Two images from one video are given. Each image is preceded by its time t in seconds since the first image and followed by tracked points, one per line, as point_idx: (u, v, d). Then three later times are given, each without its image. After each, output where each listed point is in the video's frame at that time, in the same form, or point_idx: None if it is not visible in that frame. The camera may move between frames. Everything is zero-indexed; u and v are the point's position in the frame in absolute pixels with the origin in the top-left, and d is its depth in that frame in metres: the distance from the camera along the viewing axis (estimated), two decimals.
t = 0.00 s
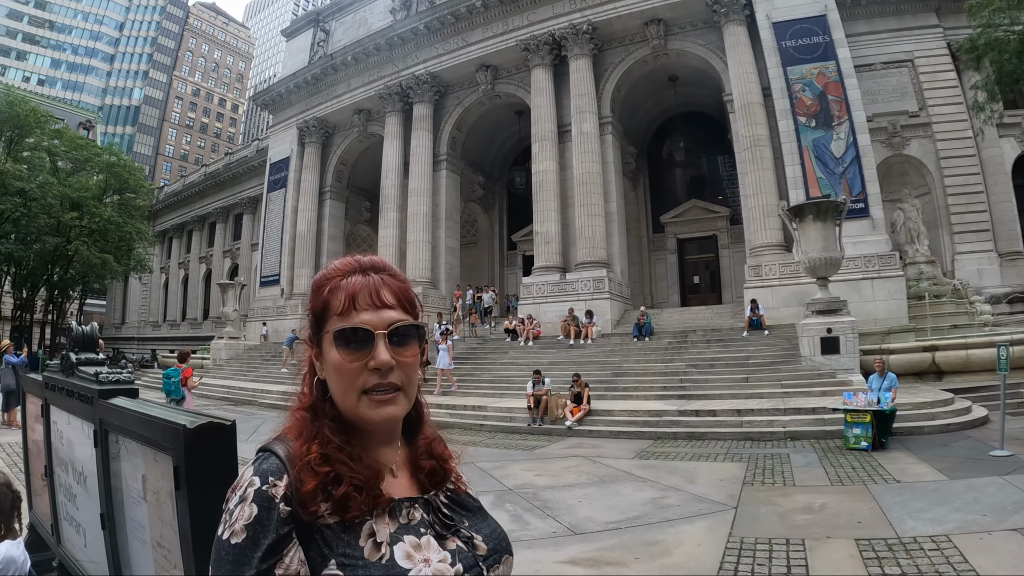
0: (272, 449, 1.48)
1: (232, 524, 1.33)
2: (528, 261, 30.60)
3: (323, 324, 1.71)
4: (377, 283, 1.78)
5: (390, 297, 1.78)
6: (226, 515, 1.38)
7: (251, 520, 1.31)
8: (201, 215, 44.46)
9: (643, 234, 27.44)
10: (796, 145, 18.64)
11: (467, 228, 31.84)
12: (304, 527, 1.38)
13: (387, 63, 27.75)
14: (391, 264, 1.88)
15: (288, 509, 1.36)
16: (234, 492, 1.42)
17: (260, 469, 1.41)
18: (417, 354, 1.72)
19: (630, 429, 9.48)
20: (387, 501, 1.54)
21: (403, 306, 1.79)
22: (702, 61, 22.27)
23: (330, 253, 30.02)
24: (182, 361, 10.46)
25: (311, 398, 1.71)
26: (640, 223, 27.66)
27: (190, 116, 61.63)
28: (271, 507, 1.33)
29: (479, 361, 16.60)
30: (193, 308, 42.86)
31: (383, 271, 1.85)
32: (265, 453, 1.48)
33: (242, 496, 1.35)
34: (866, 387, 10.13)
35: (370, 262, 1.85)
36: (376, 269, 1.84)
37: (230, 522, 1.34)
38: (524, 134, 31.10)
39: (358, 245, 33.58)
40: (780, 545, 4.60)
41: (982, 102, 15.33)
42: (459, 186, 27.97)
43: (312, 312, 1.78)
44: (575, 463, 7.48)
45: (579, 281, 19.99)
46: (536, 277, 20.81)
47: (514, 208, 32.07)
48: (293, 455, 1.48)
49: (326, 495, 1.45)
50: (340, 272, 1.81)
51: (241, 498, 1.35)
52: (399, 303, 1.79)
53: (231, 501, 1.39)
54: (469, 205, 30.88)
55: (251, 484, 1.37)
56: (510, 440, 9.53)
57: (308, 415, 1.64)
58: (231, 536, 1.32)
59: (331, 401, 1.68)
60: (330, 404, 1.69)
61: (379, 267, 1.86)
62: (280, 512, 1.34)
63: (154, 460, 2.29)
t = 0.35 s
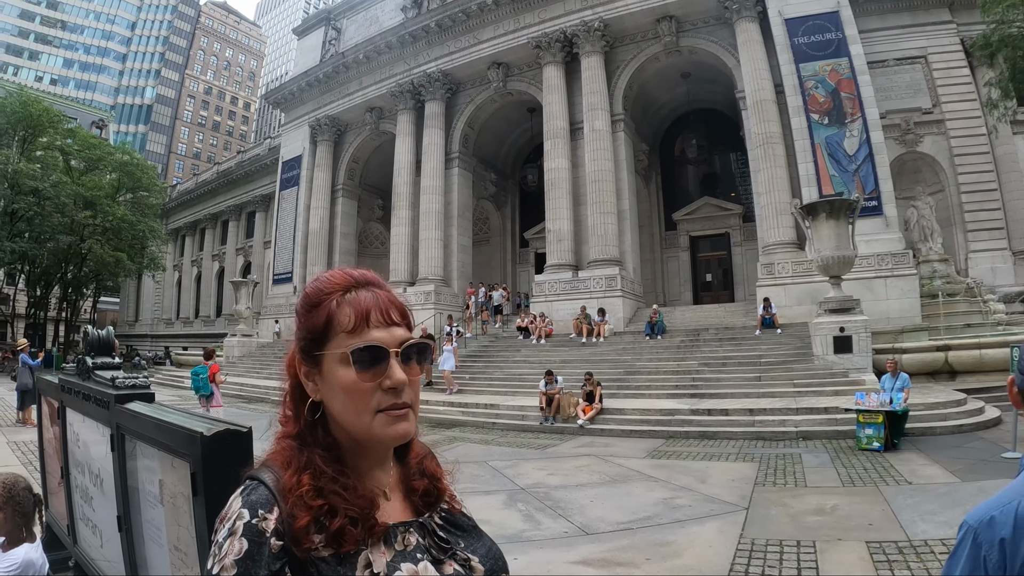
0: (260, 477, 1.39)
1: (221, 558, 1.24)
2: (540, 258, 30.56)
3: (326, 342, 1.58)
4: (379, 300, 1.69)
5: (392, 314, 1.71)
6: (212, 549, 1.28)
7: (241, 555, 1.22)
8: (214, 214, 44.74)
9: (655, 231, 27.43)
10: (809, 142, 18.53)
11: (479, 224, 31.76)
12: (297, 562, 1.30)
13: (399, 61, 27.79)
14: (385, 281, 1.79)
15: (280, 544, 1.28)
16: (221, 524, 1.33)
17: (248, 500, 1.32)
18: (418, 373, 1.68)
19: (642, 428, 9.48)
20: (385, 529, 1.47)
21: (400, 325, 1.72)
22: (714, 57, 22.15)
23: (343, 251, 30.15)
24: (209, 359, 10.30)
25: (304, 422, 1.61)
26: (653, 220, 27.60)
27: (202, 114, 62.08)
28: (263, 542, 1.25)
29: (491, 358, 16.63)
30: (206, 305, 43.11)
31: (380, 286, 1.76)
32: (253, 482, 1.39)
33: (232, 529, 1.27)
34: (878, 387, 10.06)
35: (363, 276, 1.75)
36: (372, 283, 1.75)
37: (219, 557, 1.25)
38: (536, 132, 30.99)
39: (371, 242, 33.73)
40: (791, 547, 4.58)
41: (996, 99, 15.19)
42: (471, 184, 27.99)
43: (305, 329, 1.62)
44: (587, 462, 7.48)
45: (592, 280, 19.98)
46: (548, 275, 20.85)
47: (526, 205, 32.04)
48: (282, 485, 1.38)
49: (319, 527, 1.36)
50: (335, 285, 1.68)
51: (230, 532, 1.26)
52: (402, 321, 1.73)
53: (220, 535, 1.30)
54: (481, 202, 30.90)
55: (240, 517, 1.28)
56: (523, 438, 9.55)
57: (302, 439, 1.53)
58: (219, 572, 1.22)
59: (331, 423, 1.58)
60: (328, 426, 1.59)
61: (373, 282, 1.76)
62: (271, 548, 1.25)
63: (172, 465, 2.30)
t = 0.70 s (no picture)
0: (248, 488, 1.35)
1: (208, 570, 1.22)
2: (552, 255, 30.50)
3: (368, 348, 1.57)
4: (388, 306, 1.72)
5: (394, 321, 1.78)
6: (199, 560, 1.26)
7: (227, 568, 1.19)
8: (226, 211, 44.96)
9: (667, 227, 27.38)
10: (821, 139, 18.44)
11: (492, 221, 32.01)
12: None
13: (410, 58, 27.76)
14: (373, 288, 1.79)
15: (268, 555, 1.24)
16: (207, 533, 1.30)
17: (233, 512, 1.28)
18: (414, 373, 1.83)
19: (652, 426, 9.47)
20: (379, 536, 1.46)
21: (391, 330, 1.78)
22: (726, 54, 22.04)
23: (355, 247, 30.26)
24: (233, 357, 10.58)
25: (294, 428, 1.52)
26: (665, 216, 27.53)
27: (214, 112, 62.47)
28: (249, 555, 1.21)
29: (502, 355, 16.65)
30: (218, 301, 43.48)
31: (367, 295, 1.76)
32: (238, 493, 1.35)
33: (217, 540, 1.24)
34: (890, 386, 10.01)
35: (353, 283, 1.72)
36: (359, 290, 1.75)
37: (205, 569, 1.23)
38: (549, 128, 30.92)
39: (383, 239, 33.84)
40: (799, 548, 4.55)
41: (1010, 95, 15.02)
42: (483, 181, 27.99)
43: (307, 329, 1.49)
44: (597, 460, 7.48)
45: (604, 277, 19.97)
46: (559, 272, 20.87)
47: (538, 202, 32.00)
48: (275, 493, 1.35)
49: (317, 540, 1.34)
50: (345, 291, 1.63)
51: (216, 543, 1.24)
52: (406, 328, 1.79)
53: (205, 548, 1.27)
54: (493, 199, 30.90)
55: (224, 528, 1.25)
56: (534, 436, 9.56)
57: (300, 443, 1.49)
58: None
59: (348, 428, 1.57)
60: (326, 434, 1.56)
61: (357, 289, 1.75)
62: (258, 561, 1.22)
63: (179, 465, 2.33)
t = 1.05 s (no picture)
0: (253, 497, 1.37)
1: None
2: (562, 251, 30.47)
3: (300, 361, 1.60)
4: (354, 316, 1.68)
5: (369, 329, 1.69)
6: (209, 568, 1.29)
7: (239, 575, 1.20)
8: (237, 207, 45.17)
9: (679, 223, 27.30)
10: (833, 135, 18.35)
11: (502, 217, 32.00)
12: None
13: (420, 53, 27.73)
14: (364, 297, 1.77)
15: (279, 565, 1.25)
16: (215, 544, 1.33)
17: (242, 521, 1.30)
18: (397, 388, 1.65)
19: (663, 424, 9.46)
20: (377, 545, 1.45)
21: (380, 339, 1.71)
22: (737, 48, 21.91)
23: (366, 243, 30.37)
24: (258, 352, 10.24)
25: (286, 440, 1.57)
26: (676, 212, 27.44)
27: (223, 109, 62.70)
28: (261, 563, 1.22)
29: (512, 351, 16.66)
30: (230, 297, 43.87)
31: (358, 304, 1.74)
32: (245, 501, 1.37)
33: (227, 551, 1.25)
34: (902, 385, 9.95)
35: (343, 293, 1.73)
36: (355, 301, 1.75)
37: None
38: (558, 123, 30.90)
39: (394, 235, 33.93)
40: (808, 549, 4.53)
41: None
42: (493, 176, 27.99)
43: (285, 351, 1.61)
44: (607, 458, 7.47)
45: (615, 273, 19.96)
46: (570, 268, 20.86)
47: (548, 198, 31.96)
48: (279, 503, 1.36)
49: (322, 547, 1.36)
50: (315, 305, 1.68)
51: (225, 553, 1.25)
52: (378, 336, 1.71)
53: (213, 558, 1.28)
54: (504, 194, 30.88)
55: (234, 538, 1.27)
56: (544, 432, 9.55)
57: (285, 455, 1.50)
58: None
59: (310, 440, 1.56)
60: (309, 443, 1.56)
61: (354, 299, 1.76)
62: (270, 568, 1.23)
63: (184, 466, 2.35)
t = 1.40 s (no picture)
0: (265, 499, 1.37)
1: None
2: (572, 247, 30.46)
3: (304, 366, 1.60)
4: (356, 318, 1.66)
5: (372, 331, 1.66)
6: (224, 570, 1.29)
7: None
8: (247, 203, 45.35)
9: (689, 219, 27.23)
10: (844, 130, 18.26)
11: (512, 213, 32.05)
12: None
13: (429, 49, 27.70)
14: (369, 298, 1.75)
15: (292, 567, 1.25)
16: (229, 546, 1.33)
17: (255, 523, 1.30)
18: (404, 391, 1.61)
19: (673, 421, 9.44)
20: (390, 545, 1.44)
21: (386, 341, 1.68)
22: (747, 44, 21.80)
23: (375, 240, 30.46)
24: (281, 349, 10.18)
25: (296, 443, 1.57)
26: (686, 208, 27.38)
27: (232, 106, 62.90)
28: (274, 566, 1.22)
29: (521, 348, 16.66)
30: (240, 293, 44.16)
31: (362, 305, 1.72)
32: (257, 504, 1.37)
33: (241, 553, 1.25)
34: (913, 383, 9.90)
35: (349, 295, 1.72)
36: (365, 303, 1.74)
37: None
38: (568, 119, 30.86)
39: (403, 231, 34.01)
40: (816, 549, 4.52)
41: None
42: (503, 172, 27.98)
43: (292, 355, 1.63)
44: (616, 455, 7.46)
45: (624, 269, 19.92)
46: (580, 264, 20.86)
47: (558, 193, 31.91)
48: (289, 506, 1.35)
49: (333, 548, 1.35)
50: (318, 309, 1.67)
51: (239, 556, 1.25)
52: (382, 337, 1.68)
53: (228, 559, 1.28)
54: (514, 190, 30.86)
55: (248, 540, 1.27)
56: (553, 429, 9.56)
57: (294, 459, 1.50)
58: None
59: (319, 442, 1.55)
60: (319, 446, 1.56)
61: (362, 300, 1.74)
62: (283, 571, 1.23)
63: (191, 465, 2.36)
